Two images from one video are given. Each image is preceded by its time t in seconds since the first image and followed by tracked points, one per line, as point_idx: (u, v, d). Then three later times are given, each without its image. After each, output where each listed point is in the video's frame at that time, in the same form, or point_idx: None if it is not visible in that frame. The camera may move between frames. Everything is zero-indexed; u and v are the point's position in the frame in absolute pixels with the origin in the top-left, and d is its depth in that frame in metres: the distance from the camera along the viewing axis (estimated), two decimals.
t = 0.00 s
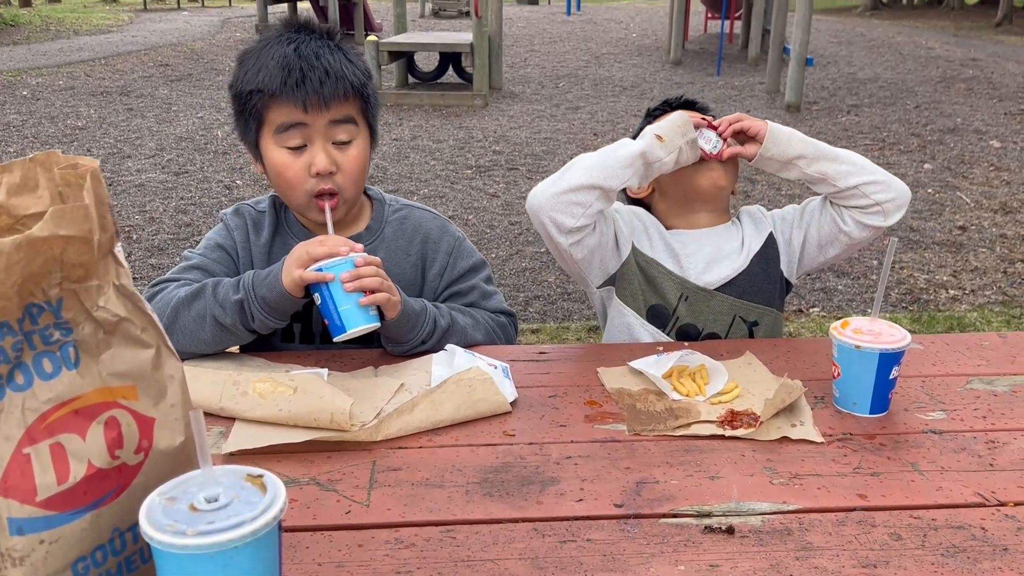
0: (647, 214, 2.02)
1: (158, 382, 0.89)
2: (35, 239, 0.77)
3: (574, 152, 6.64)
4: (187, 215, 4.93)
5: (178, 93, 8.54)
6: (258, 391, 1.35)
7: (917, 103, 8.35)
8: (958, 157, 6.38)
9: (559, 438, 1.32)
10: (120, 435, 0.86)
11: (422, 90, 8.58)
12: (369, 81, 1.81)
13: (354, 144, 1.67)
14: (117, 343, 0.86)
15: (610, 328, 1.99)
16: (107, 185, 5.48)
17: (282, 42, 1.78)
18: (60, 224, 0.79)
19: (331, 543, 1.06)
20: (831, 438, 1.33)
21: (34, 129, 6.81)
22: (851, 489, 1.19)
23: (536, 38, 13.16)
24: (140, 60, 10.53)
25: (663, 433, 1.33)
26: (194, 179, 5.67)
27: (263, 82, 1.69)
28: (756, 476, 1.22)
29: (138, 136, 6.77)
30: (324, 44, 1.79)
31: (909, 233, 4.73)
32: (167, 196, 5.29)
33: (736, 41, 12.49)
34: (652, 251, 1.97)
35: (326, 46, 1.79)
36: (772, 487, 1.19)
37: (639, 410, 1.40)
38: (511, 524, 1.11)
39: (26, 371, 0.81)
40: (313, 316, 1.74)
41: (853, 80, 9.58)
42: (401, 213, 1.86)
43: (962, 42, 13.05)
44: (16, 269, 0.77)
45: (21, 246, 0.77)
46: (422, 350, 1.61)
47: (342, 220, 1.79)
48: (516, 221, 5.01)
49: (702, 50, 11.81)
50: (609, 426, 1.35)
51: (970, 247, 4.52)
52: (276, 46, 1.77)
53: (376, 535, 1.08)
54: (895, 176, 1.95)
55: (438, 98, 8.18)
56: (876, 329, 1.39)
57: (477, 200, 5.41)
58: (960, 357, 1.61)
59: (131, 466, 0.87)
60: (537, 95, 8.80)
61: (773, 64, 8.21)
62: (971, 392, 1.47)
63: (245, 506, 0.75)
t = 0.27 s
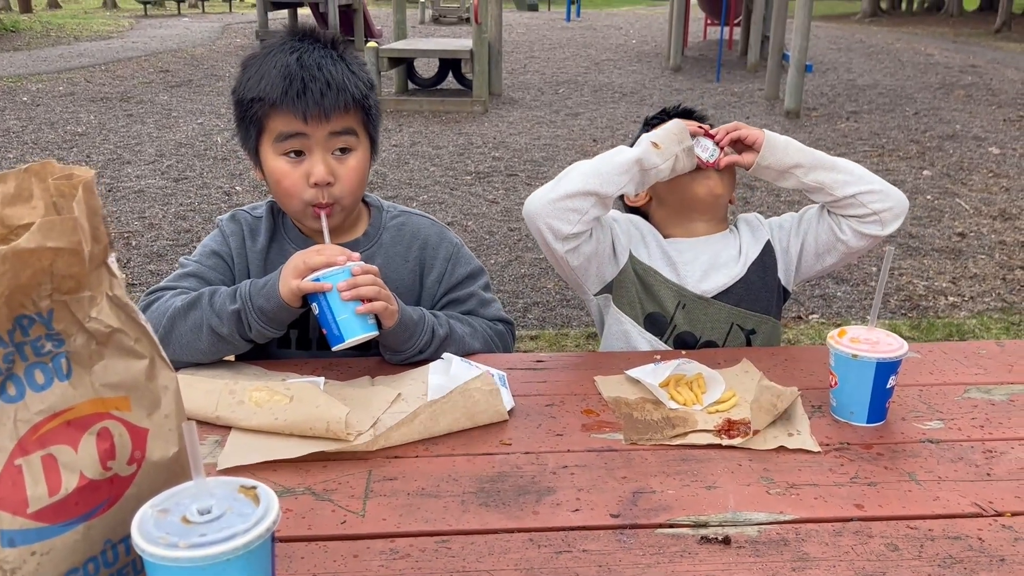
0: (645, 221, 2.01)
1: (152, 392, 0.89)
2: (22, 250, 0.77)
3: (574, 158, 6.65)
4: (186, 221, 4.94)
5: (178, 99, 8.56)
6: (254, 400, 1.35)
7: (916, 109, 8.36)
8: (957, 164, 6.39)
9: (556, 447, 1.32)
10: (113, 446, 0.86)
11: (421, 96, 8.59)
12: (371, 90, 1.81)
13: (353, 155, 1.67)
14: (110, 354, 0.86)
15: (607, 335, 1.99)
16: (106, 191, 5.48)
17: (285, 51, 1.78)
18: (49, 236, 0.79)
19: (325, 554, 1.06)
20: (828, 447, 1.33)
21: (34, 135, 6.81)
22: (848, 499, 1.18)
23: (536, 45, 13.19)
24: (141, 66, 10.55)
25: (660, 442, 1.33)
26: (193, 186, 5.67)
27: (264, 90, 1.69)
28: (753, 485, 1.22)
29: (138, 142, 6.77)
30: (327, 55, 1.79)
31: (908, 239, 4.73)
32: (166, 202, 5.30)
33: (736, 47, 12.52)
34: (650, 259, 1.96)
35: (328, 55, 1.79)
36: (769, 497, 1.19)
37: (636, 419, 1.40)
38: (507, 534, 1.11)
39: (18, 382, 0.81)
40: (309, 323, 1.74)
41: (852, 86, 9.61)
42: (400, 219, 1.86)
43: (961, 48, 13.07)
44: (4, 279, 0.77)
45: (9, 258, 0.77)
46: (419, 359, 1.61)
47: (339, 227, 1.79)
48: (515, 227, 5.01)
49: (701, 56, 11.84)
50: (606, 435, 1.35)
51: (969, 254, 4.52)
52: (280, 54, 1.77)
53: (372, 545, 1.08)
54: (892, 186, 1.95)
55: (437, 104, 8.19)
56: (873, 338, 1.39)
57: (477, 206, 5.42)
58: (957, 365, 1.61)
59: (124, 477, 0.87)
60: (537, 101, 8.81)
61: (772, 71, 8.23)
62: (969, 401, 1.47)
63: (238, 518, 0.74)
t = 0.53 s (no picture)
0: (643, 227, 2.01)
1: (147, 395, 0.89)
2: (11, 253, 0.77)
3: (574, 164, 6.65)
4: (186, 226, 4.94)
5: (178, 105, 8.57)
6: (251, 404, 1.35)
7: (916, 116, 8.37)
8: (957, 170, 6.40)
9: (553, 451, 1.32)
10: (107, 448, 0.85)
11: (422, 102, 8.61)
12: (370, 95, 1.81)
13: (349, 161, 1.67)
14: (104, 356, 0.86)
15: (606, 340, 1.99)
16: (106, 197, 5.49)
17: (284, 55, 1.79)
18: (38, 239, 0.78)
19: (321, 558, 1.06)
20: (826, 452, 1.32)
21: (34, 141, 6.82)
22: (846, 503, 1.18)
23: (536, 51, 13.21)
24: (142, 72, 10.56)
25: (657, 446, 1.33)
26: (193, 191, 5.68)
27: (262, 94, 1.69)
28: (750, 490, 1.22)
29: (138, 148, 6.78)
30: (326, 59, 1.79)
31: (908, 245, 4.73)
32: (166, 208, 5.30)
33: (736, 54, 12.55)
34: (648, 265, 1.96)
35: (327, 60, 1.79)
36: (766, 501, 1.19)
37: (634, 423, 1.39)
38: (503, 538, 1.10)
39: (12, 385, 0.81)
40: (307, 326, 1.74)
41: (852, 93, 9.62)
42: (397, 223, 1.86)
43: (961, 55, 13.10)
44: None
45: None
46: (416, 363, 1.61)
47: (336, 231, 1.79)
48: (514, 233, 5.01)
49: (701, 63, 11.86)
50: (603, 440, 1.35)
51: (969, 260, 4.52)
52: (278, 58, 1.77)
53: (368, 549, 1.07)
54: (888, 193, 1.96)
55: (437, 111, 8.20)
56: (871, 342, 1.39)
57: (476, 212, 5.42)
58: (956, 370, 1.61)
59: (118, 480, 0.86)
60: (536, 107, 8.83)
61: (771, 77, 8.25)
62: (967, 406, 1.47)
63: (232, 521, 0.74)
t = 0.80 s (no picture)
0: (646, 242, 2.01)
1: (154, 404, 0.88)
2: (10, 264, 0.77)
3: (576, 171, 6.66)
4: (189, 232, 4.95)
5: (181, 111, 8.59)
6: (257, 412, 1.35)
7: (917, 122, 8.38)
8: (959, 177, 6.40)
9: (558, 460, 1.32)
10: (114, 457, 0.85)
11: (424, 109, 8.62)
12: (374, 103, 1.82)
13: (354, 169, 1.68)
14: (110, 366, 0.86)
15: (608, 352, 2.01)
16: (109, 203, 5.50)
17: (289, 64, 1.79)
18: (37, 251, 0.79)
19: (327, 567, 1.06)
20: (831, 460, 1.32)
21: (38, 147, 6.84)
22: (851, 513, 1.18)
23: (538, 57, 13.23)
24: (145, 78, 10.59)
25: (662, 455, 1.33)
26: (196, 197, 5.69)
27: (267, 103, 1.70)
28: (755, 499, 1.22)
29: (142, 154, 6.80)
30: (330, 67, 1.80)
31: (910, 252, 4.73)
32: (169, 214, 5.31)
33: (737, 60, 12.57)
34: (649, 281, 1.97)
35: (331, 68, 1.80)
36: (771, 510, 1.19)
37: (638, 432, 1.40)
38: (509, 547, 1.11)
39: (19, 396, 0.82)
40: (312, 334, 1.74)
41: (854, 100, 9.64)
42: (402, 231, 1.86)
43: (962, 61, 13.12)
44: None
45: None
46: (421, 371, 1.61)
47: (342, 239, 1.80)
48: (517, 240, 5.02)
49: (703, 69, 11.88)
50: (608, 448, 1.35)
51: (971, 267, 4.52)
52: (283, 67, 1.78)
53: (374, 558, 1.08)
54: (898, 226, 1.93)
55: (440, 117, 8.22)
56: (875, 350, 1.39)
57: (479, 218, 5.43)
58: (960, 378, 1.61)
59: (125, 489, 0.86)
60: (539, 114, 8.84)
61: (773, 84, 8.26)
62: (972, 414, 1.47)
63: (241, 531, 0.75)
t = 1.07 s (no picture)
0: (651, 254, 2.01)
1: (169, 409, 0.89)
2: (30, 270, 0.78)
3: (579, 176, 6.67)
4: (193, 238, 4.95)
5: (185, 117, 8.61)
6: (267, 418, 1.35)
7: (921, 128, 8.38)
8: (963, 182, 6.40)
9: (569, 465, 1.32)
10: (130, 461, 0.86)
11: (428, 114, 8.64)
12: (383, 108, 1.82)
13: (365, 173, 1.68)
14: (127, 371, 0.86)
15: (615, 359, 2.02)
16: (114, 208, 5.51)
17: (297, 69, 1.80)
18: (56, 256, 0.79)
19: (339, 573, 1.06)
20: (841, 466, 1.32)
21: (42, 153, 6.85)
22: (863, 519, 1.18)
23: (541, 63, 13.26)
24: (149, 84, 10.62)
25: (672, 461, 1.33)
26: (200, 203, 5.70)
27: (277, 108, 1.71)
28: (767, 505, 1.21)
29: (146, 160, 6.81)
30: (339, 72, 1.81)
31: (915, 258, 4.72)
32: (174, 219, 5.32)
33: (740, 66, 12.59)
34: (654, 295, 1.98)
35: (340, 73, 1.81)
36: (783, 516, 1.18)
37: (648, 437, 1.39)
38: (521, 552, 1.11)
39: (36, 402, 0.82)
40: (320, 339, 1.75)
41: (857, 105, 9.64)
42: (411, 237, 1.87)
43: (965, 67, 13.12)
44: (11, 299, 0.78)
45: (13, 277, 0.77)
46: (430, 377, 1.61)
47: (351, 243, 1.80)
48: (521, 245, 5.02)
49: (706, 75, 11.90)
50: (618, 454, 1.35)
51: (976, 272, 4.52)
52: (292, 72, 1.79)
53: (386, 563, 1.07)
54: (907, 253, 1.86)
55: (443, 123, 8.23)
56: (885, 356, 1.39)
57: (483, 223, 5.43)
58: (969, 385, 1.61)
59: (141, 494, 0.87)
60: (542, 119, 8.85)
61: (776, 89, 8.27)
62: (982, 420, 1.47)
63: (257, 536, 0.75)
